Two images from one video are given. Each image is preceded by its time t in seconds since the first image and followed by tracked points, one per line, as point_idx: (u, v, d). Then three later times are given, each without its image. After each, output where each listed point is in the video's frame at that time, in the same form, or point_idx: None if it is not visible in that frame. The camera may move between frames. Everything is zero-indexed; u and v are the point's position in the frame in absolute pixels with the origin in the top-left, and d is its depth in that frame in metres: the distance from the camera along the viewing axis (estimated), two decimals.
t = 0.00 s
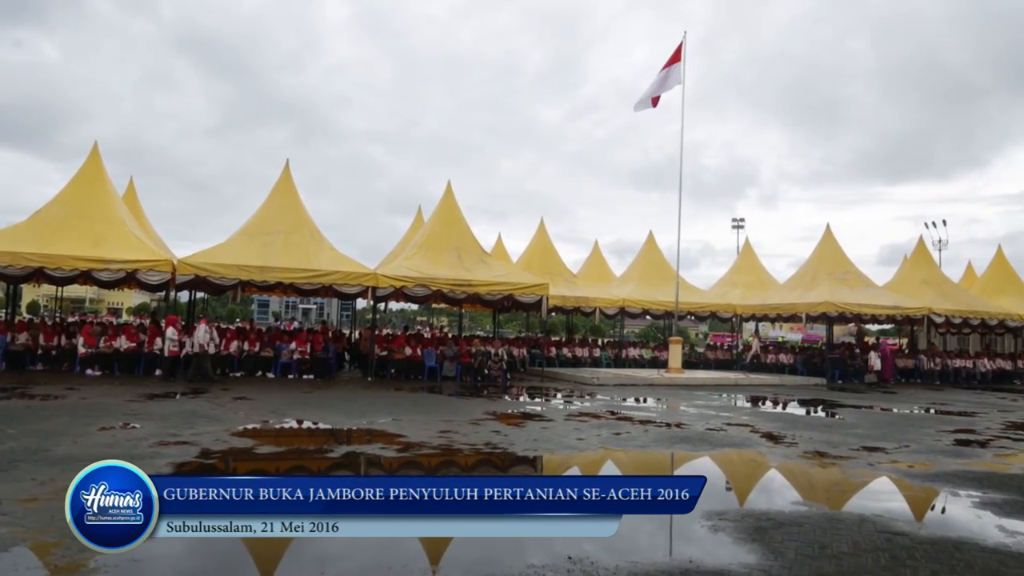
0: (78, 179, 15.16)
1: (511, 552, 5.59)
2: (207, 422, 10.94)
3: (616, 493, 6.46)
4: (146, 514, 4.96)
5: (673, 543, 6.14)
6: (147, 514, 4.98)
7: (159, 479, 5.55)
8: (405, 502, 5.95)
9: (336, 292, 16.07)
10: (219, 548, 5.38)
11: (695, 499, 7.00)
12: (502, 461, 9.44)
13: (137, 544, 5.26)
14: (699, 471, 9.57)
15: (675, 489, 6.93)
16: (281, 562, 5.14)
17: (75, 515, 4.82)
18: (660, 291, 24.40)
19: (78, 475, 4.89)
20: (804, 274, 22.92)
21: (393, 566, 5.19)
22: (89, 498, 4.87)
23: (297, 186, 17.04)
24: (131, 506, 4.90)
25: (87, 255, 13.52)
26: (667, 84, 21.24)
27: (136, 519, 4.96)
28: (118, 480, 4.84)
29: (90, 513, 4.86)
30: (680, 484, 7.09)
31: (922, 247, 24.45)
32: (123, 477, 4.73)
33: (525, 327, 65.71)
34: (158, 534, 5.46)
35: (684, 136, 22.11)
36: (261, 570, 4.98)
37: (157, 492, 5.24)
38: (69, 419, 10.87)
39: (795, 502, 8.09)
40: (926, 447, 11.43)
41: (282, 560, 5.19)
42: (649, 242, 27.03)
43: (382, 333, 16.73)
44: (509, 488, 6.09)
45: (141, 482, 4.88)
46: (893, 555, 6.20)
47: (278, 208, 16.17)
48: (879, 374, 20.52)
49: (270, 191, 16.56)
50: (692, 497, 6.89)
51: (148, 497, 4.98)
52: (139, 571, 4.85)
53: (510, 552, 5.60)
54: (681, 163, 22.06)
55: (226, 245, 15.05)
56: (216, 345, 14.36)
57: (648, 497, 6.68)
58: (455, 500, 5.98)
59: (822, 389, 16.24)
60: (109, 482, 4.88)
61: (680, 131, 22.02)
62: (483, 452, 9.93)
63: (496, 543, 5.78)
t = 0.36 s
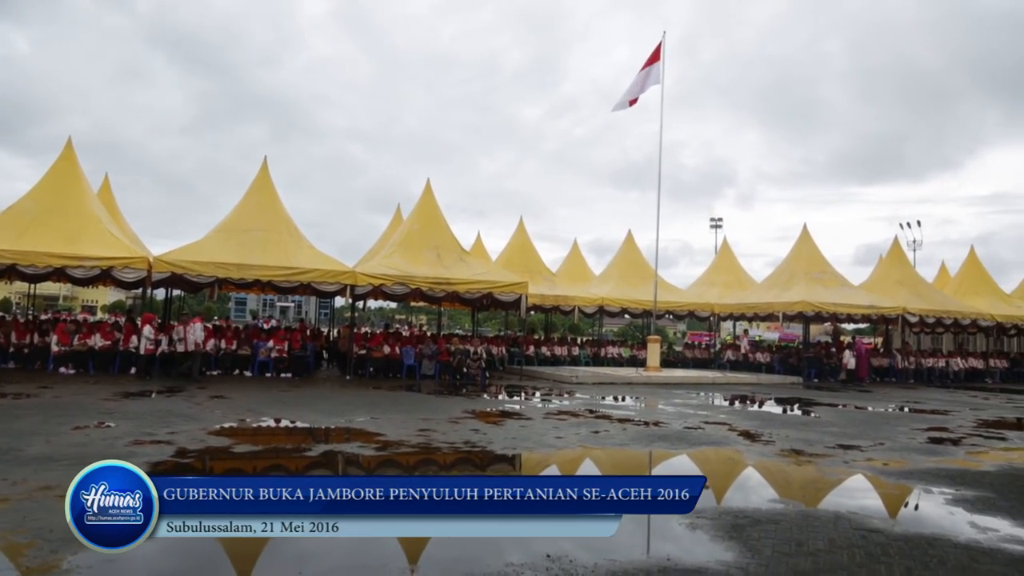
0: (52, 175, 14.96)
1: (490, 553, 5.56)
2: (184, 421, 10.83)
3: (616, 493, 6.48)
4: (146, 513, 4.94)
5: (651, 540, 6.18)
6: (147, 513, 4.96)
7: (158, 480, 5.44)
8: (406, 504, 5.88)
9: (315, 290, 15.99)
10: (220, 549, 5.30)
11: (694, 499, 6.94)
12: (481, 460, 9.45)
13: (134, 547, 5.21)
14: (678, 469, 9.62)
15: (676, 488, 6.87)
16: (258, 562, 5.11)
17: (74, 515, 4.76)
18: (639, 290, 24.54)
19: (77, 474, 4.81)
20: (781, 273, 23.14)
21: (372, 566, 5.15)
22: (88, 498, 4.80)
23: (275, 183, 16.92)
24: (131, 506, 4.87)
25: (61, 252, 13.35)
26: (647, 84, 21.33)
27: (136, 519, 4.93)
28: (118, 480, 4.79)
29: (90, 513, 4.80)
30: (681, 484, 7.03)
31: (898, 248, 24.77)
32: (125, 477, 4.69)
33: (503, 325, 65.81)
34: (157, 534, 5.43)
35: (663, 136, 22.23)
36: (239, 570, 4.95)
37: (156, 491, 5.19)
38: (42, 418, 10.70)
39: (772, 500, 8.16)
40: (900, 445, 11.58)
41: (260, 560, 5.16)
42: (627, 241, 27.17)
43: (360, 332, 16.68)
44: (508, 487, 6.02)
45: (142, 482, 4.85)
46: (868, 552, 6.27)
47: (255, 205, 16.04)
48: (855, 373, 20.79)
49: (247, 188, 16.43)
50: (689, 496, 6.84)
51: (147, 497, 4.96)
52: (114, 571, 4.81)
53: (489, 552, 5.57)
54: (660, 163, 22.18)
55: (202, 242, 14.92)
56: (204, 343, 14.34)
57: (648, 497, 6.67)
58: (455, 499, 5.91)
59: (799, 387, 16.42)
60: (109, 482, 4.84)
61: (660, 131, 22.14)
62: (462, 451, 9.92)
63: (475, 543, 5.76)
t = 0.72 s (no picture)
0: (32, 172, 14.80)
1: (476, 551, 5.55)
2: (167, 420, 10.75)
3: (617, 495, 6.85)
4: (146, 514, 4.97)
5: (636, 537, 6.19)
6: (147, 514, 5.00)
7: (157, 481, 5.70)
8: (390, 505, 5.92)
9: (300, 289, 15.94)
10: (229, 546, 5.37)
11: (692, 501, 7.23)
12: (467, 458, 9.45)
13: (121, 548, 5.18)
14: (662, 467, 9.67)
15: (674, 489, 7.23)
16: (242, 562, 5.08)
17: (74, 515, 4.81)
18: (624, 289, 24.62)
19: (78, 475, 4.91)
20: (766, 272, 23.31)
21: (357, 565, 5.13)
22: (89, 498, 4.87)
23: (260, 181, 16.83)
24: (131, 505, 4.91)
25: (42, 249, 13.21)
26: (634, 81, 21.35)
27: (136, 519, 4.96)
28: (118, 479, 4.87)
29: (90, 513, 4.85)
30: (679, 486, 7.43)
31: (880, 246, 25.01)
32: (124, 475, 4.77)
33: (489, 324, 65.70)
34: (157, 535, 5.47)
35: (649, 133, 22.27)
36: (222, 570, 4.92)
37: (157, 492, 5.28)
38: (22, 418, 10.58)
39: (756, 496, 8.21)
40: (882, 442, 11.70)
41: (245, 559, 5.13)
42: (613, 240, 27.23)
43: (346, 330, 16.63)
44: (508, 488, 6.42)
45: (142, 482, 4.91)
46: (851, 547, 6.33)
47: (240, 203, 15.95)
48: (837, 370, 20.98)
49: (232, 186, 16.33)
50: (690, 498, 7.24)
51: (147, 497, 5.00)
52: (96, 572, 4.77)
53: (474, 551, 5.57)
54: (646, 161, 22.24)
55: (186, 240, 14.82)
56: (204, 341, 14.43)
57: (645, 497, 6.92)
58: (455, 499, 6.23)
59: (783, 385, 16.52)
60: (109, 482, 4.93)
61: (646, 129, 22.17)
62: (447, 449, 9.91)
63: (460, 542, 5.76)
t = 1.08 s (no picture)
0: (10, 169, 14.62)
1: (459, 550, 5.56)
2: (149, 420, 10.66)
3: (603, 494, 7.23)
4: (146, 513, 4.97)
5: (620, 536, 6.21)
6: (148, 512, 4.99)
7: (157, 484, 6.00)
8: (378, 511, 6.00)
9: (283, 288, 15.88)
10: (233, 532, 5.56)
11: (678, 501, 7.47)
12: (451, 457, 9.44)
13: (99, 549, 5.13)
14: (645, 464, 9.72)
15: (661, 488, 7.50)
16: (226, 562, 5.07)
17: (74, 515, 4.83)
18: (608, 287, 24.70)
19: (79, 474, 4.93)
20: (749, 270, 23.47)
21: (340, 565, 5.12)
22: (88, 498, 4.88)
23: (242, 178, 16.71)
24: (132, 506, 4.90)
25: (20, 247, 13.07)
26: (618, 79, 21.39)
27: (137, 519, 4.96)
28: (118, 479, 4.89)
29: (90, 513, 4.86)
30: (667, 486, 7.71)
31: (862, 245, 25.24)
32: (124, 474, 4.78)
33: (473, 321, 65.55)
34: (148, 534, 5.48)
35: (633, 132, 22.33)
36: (204, 570, 4.90)
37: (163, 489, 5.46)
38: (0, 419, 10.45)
39: (738, 493, 8.27)
40: (863, 439, 11.81)
41: (229, 559, 5.12)
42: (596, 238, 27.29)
43: (329, 329, 16.56)
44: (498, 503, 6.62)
45: (142, 481, 4.91)
46: (832, 543, 6.39)
47: (222, 201, 15.84)
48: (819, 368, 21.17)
49: (214, 183, 16.21)
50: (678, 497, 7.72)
51: (147, 496, 4.99)
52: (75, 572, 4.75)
53: (458, 550, 5.57)
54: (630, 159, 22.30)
55: (167, 238, 14.72)
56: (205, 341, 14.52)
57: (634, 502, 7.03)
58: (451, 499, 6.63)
59: (766, 383, 16.63)
60: (109, 482, 4.93)
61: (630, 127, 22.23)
62: (431, 448, 9.91)
63: (444, 541, 5.76)
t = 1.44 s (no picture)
0: None
1: (445, 549, 5.57)
2: (133, 420, 10.59)
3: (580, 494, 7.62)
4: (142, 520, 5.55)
5: (606, 534, 6.25)
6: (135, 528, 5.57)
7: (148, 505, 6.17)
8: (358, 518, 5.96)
9: (268, 287, 15.81)
10: (226, 521, 5.94)
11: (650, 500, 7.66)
12: (437, 456, 9.44)
13: (81, 551, 5.11)
14: (631, 463, 9.75)
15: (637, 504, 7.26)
16: (211, 562, 5.06)
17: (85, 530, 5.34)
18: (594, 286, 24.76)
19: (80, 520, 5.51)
20: (734, 269, 23.59)
21: (326, 564, 5.12)
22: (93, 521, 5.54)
23: (227, 177, 16.62)
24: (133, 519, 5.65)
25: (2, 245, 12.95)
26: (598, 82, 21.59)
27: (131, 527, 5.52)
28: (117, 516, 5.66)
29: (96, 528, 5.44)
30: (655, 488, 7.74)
31: (846, 245, 25.42)
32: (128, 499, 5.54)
33: (459, 320, 65.48)
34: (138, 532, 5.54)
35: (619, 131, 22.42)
36: (189, 570, 4.90)
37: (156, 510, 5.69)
38: None
39: (724, 492, 8.31)
40: (848, 437, 11.89)
41: (214, 559, 5.12)
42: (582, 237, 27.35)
43: (315, 328, 16.50)
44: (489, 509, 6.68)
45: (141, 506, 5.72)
46: (816, 540, 6.45)
47: (207, 199, 15.75)
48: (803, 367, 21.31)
49: (199, 182, 16.11)
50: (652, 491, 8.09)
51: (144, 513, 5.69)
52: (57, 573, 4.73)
53: (445, 549, 5.58)
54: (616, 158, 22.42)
55: (151, 237, 14.63)
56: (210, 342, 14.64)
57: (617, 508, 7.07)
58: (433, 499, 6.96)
59: (751, 381, 16.72)
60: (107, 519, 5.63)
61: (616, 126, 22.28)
62: (417, 447, 9.90)
63: (429, 540, 5.76)
